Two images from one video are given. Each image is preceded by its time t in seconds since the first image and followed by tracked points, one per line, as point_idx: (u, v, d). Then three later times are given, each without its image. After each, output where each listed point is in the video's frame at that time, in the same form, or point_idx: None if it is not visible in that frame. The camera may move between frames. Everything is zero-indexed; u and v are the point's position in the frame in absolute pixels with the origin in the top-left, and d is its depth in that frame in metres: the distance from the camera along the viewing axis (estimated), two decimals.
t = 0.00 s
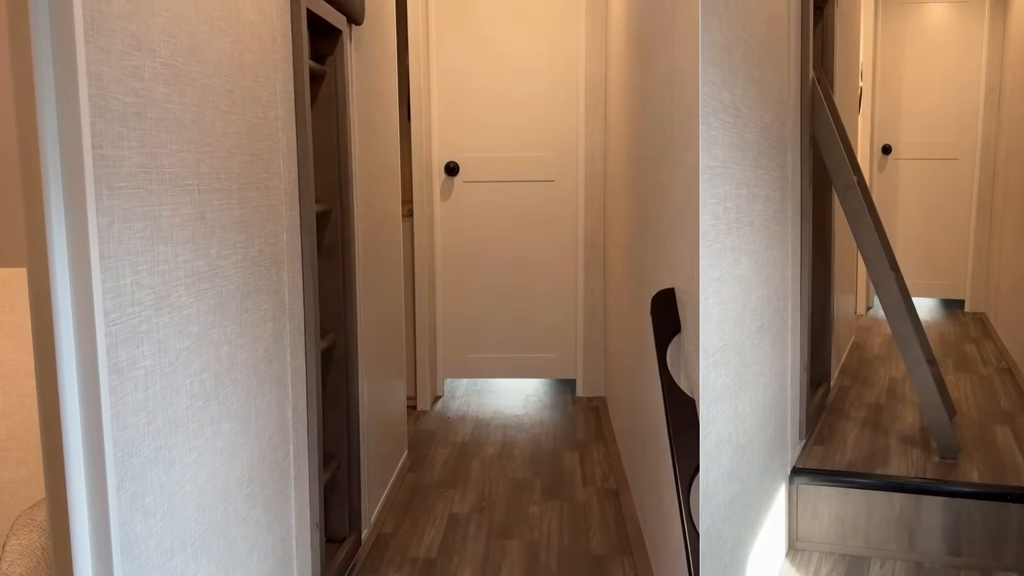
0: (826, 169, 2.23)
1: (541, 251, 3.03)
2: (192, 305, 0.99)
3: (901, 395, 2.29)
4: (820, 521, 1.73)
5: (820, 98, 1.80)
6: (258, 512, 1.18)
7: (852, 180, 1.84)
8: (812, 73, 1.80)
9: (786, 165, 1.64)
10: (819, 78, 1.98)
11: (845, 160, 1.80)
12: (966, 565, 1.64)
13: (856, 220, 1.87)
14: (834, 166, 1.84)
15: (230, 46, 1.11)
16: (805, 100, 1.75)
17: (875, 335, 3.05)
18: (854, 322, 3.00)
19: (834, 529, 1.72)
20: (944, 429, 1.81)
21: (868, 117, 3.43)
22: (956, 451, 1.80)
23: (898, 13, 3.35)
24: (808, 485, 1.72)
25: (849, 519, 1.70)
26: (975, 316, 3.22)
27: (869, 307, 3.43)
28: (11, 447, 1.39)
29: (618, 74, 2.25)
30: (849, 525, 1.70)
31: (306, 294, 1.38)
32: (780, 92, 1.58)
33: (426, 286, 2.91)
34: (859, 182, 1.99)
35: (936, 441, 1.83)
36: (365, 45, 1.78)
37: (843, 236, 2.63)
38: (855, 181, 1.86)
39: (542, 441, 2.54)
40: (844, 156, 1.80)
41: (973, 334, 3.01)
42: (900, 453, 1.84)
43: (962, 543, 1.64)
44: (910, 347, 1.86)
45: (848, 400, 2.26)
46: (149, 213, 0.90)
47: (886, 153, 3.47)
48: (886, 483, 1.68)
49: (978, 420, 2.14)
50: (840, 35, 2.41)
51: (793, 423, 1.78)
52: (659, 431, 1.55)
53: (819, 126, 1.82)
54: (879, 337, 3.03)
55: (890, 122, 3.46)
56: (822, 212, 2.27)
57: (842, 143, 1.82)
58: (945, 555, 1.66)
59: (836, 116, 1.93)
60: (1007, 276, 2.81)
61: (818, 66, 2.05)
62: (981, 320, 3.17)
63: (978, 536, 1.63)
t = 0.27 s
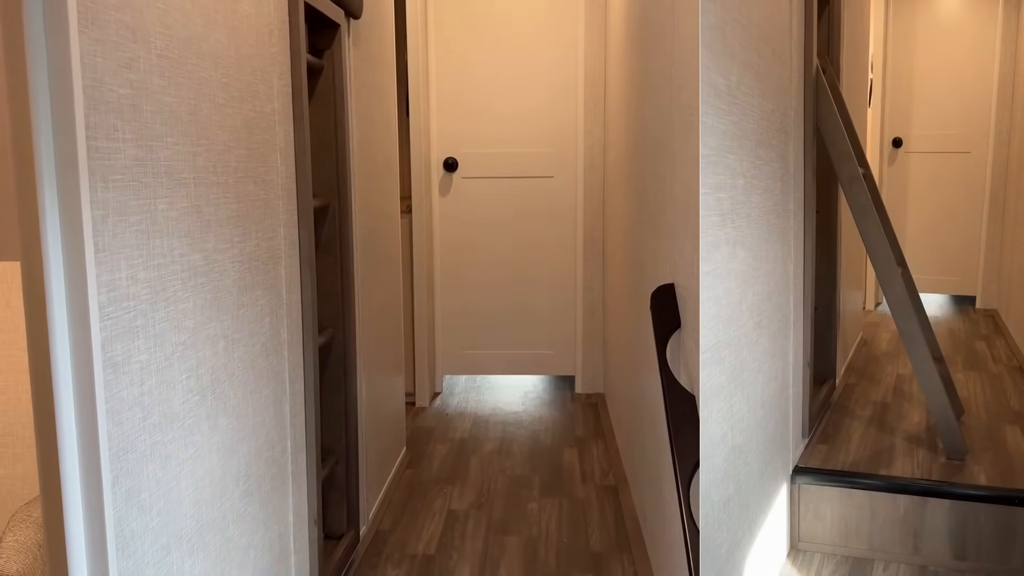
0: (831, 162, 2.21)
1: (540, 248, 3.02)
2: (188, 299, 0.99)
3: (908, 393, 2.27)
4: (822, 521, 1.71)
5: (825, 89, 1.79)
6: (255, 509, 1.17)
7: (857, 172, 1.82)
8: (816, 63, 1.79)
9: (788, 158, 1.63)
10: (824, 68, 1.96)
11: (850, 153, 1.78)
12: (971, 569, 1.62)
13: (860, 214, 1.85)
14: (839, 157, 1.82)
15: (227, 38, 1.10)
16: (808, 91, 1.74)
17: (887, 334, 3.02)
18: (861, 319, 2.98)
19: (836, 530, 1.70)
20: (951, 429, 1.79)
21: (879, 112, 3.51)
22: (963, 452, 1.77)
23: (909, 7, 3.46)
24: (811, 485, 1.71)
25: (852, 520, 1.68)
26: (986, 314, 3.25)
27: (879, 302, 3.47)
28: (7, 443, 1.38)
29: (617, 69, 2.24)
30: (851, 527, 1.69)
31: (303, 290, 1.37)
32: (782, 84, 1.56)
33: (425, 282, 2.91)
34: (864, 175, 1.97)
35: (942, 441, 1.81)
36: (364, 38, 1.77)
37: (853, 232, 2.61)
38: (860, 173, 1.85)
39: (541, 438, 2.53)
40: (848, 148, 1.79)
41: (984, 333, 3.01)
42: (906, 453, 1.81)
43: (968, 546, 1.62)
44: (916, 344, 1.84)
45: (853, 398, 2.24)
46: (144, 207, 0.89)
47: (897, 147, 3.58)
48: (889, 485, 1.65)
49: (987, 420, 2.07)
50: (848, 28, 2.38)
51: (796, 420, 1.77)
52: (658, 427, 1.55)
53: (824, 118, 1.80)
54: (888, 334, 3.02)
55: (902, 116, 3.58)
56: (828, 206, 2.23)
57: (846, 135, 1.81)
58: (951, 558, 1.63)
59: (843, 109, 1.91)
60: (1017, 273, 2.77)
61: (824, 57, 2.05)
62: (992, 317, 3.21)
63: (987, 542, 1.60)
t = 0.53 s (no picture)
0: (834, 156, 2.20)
1: (538, 244, 3.02)
2: (185, 294, 0.98)
3: (909, 392, 2.26)
4: (820, 521, 1.70)
5: (825, 82, 1.77)
6: (252, 504, 1.17)
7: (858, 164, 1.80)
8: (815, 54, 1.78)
9: (786, 152, 1.62)
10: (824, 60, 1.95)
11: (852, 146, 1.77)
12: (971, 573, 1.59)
13: (860, 207, 1.83)
14: (838, 149, 1.81)
15: (224, 31, 1.09)
16: (808, 83, 1.73)
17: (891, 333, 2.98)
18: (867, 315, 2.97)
19: (834, 530, 1.69)
20: (953, 429, 1.77)
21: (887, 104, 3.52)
22: (965, 453, 1.75)
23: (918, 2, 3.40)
24: (808, 484, 1.70)
25: (849, 520, 1.67)
26: (997, 310, 3.23)
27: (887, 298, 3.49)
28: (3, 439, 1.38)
29: (616, 62, 2.23)
30: (848, 527, 1.68)
31: (301, 286, 1.37)
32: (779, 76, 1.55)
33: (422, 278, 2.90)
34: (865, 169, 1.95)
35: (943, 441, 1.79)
36: (362, 32, 1.76)
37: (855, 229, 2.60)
38: (860, 165, 1.83)
39: (539, 434, 2.53)
40: (848, 141, 1.78)
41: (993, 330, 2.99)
42: (906, 453, 1.80)
43: (968, 549, 1.59)
44: (916, 343, 1.81)
45: (855, 396, 2.23)
46: (140, 201, 0.88)
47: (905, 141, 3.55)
48: (887, 485, 1.64)
49: (991, 420, 2.05)
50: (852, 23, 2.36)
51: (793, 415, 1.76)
52: (657, 423, 1.54)
53: (824, 111, 1.79)
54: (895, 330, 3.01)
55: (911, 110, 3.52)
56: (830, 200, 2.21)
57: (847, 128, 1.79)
58: (950, 561, 1.61)
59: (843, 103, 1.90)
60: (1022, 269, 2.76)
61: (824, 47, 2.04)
62: (1002, 313, 3.19)
63: (987, 548, 1.57)
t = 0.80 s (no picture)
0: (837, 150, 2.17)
1: (537, 243, 3.01)
2: (183, 292, 0.98)
3: (912, 391, 2.25)
4: (815, 521, 1.69)
5: (825, 75, 1.75)
6: (250, 504, 1.16)
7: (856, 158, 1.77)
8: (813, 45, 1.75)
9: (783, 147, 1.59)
10: (824, 53, 1.93)
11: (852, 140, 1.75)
12: None
13: (858, 201, 1.80)
14: (836, 143, 1.79)
15: (222, 29, 1.09)
16: (806, 75, 1.70)
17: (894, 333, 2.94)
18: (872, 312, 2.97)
19: (829, 531, 1.67)
20: (953, 430, 1.75)
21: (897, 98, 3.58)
22: (965, 454, 1.74)
23: None
24: (803, 484, 1.68)
25: (844, 521, 1.65)
26: (1008, 306, 3.18)
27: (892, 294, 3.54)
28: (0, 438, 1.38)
29: (616, 59, 2.22)
30: (843, 529, 1.66)
31: (299, 285, 1.37)
32: (777, 69, 1.53)
33: (421, 276, 2.90)
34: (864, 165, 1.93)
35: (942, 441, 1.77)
36: (361, 30, 1.76)
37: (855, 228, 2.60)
38: (859, 158, 1.81)
39: (537, 433, 2.53)
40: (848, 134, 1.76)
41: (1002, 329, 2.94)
42: (905, 453, 1.79)
43: (967, 554, 1.55)
44: (916, 341, 1.79)
45: (856, 394, 2.23)
46: (138, 199, 0.88)
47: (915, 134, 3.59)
48: (883, 487, 1.61)
49: (995, 420, 2.00)
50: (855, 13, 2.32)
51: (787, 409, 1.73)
52: (656, 422, 1.54)
53: (822, 104, 1.77)
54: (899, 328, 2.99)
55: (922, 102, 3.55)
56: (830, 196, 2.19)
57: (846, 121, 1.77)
58: (948, 565, 1.57)
59: (839, 97, 1.89)
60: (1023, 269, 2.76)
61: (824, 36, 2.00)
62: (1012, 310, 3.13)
63: (985, 554, 1.53)
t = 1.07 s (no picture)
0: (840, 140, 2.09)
1: (537, 245, 3.01)
2: (183, 297, 0.98)
3: (915, 391, 2.20)
4: (809, 522, 1.65)
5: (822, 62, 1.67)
6: (250, 508, 1.17)
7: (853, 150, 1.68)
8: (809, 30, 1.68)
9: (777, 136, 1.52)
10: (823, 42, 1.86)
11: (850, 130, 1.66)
12: None
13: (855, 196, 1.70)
14: (832, 134, 1.70)
15: (222, 33, 1.09)
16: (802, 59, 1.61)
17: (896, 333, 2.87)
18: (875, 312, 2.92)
19: (823, 533, 1.64)
20: (953, 435, 1.68)
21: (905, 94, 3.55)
22: (964, 458, 1.67)
23: None
24: (797, 484, 1.65)
25: (838, 523, 1.61)
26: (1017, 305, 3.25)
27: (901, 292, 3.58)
28: None
29: (615, 60, 2.22)
30: (838, 531, 1.62)
31: (299, 289, 1.37)
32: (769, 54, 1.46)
33: (420, 279, 2.90)
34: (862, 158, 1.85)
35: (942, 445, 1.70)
36: (361, 33, 1.76)
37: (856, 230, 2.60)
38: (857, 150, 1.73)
39: (537, 436, 2.53)
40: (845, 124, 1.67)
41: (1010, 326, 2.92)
42: (902, 456, 1.73)
43: (964, 560, 1.50)
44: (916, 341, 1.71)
45: (857, 393, 2.19)
46: (139, 204, 0.88)
47: (925, 128, 3.55)
48: (878, 490, 1.57)
49: (998, 422, 1.93)
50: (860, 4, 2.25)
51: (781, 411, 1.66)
52: (656, 426, 1.54)
53: (819, 94, 1.69)
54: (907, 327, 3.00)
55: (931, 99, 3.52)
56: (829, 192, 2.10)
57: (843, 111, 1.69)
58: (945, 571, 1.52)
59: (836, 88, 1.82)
60: None
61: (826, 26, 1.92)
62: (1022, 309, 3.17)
63: (983, 560, 1.48)
